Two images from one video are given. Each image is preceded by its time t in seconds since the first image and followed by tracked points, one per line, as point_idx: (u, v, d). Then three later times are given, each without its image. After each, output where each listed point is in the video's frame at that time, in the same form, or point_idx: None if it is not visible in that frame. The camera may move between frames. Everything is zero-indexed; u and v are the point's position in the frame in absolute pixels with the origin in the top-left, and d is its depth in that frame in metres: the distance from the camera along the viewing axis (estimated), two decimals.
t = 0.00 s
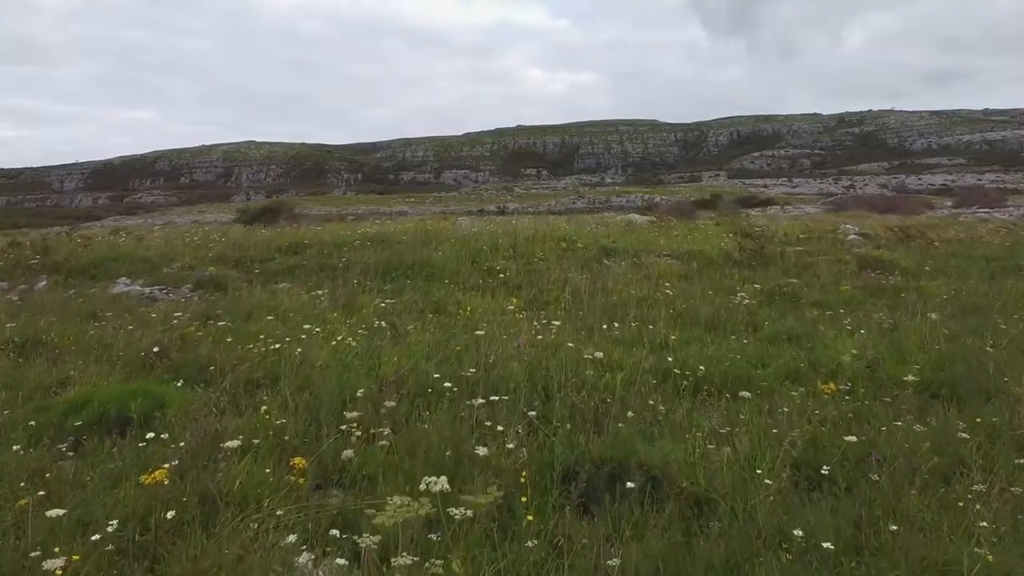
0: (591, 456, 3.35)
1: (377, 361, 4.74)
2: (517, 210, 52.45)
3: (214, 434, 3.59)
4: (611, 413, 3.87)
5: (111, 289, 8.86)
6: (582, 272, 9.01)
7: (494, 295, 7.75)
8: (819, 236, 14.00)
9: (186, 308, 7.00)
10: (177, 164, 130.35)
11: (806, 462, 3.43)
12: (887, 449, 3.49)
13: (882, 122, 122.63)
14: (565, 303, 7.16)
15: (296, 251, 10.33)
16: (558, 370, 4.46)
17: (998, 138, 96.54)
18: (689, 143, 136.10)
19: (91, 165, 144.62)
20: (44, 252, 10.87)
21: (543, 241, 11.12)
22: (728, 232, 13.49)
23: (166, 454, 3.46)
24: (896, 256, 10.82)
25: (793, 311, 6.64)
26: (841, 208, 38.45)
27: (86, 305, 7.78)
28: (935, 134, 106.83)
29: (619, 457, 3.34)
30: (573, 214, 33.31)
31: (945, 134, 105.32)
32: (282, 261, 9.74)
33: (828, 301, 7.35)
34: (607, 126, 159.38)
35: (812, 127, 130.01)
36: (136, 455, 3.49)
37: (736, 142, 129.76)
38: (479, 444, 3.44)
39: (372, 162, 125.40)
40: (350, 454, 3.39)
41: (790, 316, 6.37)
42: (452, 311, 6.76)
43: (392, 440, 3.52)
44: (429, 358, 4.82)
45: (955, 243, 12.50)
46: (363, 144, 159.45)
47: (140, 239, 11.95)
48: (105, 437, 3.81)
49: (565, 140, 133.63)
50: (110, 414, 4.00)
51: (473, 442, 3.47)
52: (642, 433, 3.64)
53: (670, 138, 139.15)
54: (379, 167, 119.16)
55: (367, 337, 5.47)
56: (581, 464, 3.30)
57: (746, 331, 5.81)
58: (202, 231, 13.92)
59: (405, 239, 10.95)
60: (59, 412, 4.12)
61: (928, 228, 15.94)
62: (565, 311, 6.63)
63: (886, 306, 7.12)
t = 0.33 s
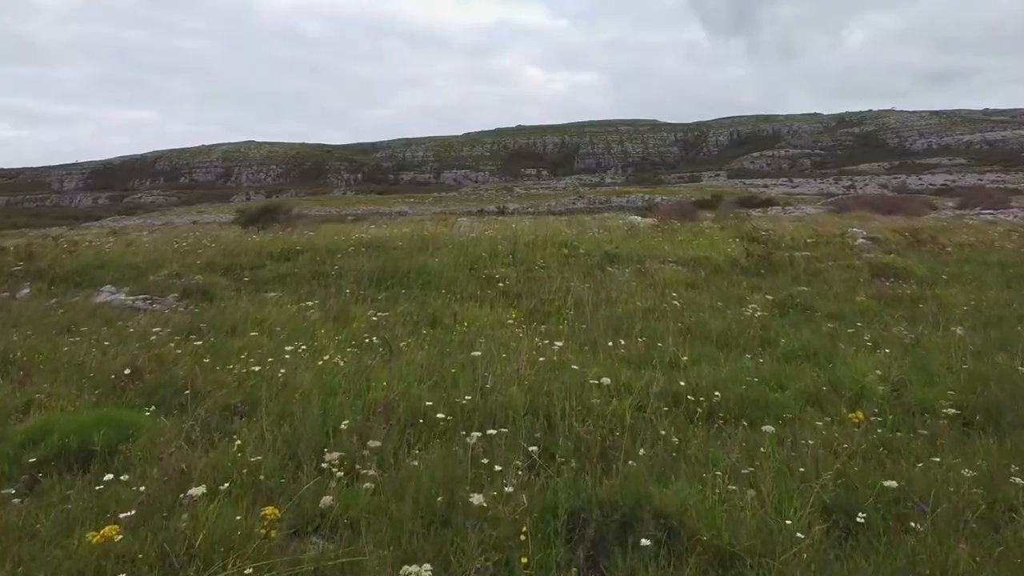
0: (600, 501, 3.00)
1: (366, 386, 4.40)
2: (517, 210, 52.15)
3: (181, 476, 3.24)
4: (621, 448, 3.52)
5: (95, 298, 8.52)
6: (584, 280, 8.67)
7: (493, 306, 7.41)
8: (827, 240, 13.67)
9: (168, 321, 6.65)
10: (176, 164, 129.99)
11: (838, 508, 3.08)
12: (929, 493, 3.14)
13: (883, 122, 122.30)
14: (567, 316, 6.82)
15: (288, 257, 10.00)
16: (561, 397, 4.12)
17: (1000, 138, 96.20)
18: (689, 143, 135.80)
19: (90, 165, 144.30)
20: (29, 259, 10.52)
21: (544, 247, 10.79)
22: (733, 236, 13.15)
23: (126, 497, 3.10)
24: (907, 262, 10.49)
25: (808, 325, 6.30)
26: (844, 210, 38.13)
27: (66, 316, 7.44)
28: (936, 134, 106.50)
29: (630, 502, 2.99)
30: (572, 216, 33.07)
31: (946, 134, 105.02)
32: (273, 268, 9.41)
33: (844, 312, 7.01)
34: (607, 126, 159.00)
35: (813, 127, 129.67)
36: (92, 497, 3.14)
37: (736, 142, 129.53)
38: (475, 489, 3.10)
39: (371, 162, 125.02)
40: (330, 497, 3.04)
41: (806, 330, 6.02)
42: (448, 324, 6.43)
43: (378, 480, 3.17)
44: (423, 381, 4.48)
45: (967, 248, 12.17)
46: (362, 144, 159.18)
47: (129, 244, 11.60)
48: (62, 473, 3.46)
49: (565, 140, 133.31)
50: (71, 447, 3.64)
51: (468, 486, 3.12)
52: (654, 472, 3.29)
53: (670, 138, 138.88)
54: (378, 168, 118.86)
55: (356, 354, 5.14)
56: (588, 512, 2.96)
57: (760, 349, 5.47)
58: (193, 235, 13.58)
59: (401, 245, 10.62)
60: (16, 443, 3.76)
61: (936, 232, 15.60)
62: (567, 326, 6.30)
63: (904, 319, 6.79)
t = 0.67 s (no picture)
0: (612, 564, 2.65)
1: (354, 418, 4.06)
2: (518, 210, 51.89)
3: (140, 533, 2.88)
4: (633, 495, 3.18)
5: (78, 309, 8.17)
6: (587, 291, 8.34)
7: (492, 320, 7.07)
8: (834, 245, 13.34)
9: (149, 337, 6.29)
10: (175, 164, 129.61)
11: (880, 571, 2.73)
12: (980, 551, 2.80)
13: (884, 122, 121.99)
14: (570, 332, 6.48)
15: (280, 265, 9.67)
16: (566, 432, 3.78)
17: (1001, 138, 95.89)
18: (689, 143, 135.50)
19: (89, 165, 143.95)
20: (12, 266, 10.18)
21: (545, 254, 10.46)
22: (739, 242, 12.82)
23: (78, 556, 2.74)
24: (920, 269, 10.17)
25: (825, 343, 5.96)
26: (847, 211, 37.84)
27: (45, 329, 7.08)
28: (937, 134, 106.22)
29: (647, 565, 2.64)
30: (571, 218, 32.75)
31: (947, 134, 104.73)
32: (264, 277, 9.07)
33: (860, 328, 6.68)
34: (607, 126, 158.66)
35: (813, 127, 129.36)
36: (39, 552, 2.78)
37: (736, 142, 129.22)
38: (471, 547, 2.75)
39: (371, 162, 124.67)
40: (308, 556, 2.69)
41: (824, 350, 5.68)
42: (444, 342, 6.10)
43: (362, 535, 2.82)
44: (415, 411, 4.15)
45: (979, 254, 11.84)
46: (362, 144, 158.82)
47: (117, 250, 11.25)
48: (13, 521, 3.10)
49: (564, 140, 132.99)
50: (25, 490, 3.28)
51: (463, 544, 2.77)
52: (671, 526, 2.95)
53: (670, 138, 138.59)
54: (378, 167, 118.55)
55: (345, 379, 4.80)
56: None
57: (776, 372, 5.12)
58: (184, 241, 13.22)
59: (397, 252, 10.29)
60: None
61: (944, 236, 15.29)
62: (571, 344, 5.96)
63: (924, 336, 6.45)
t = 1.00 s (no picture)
0: None
1: (340, 455, 3.72)
2: (518, 211, 51.58)
3: None
4: (647, 554, 2.84)
5: (59, 321, 7.83)
6: (590, 302, 8.02)
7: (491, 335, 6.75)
8: (842, 251, 13.02)
9: (128, 354, 5.95)
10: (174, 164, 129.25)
11: None
12: None
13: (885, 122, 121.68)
14: (574, 350, 6.15)
15: (273, 273, 9.34)
16: (571, 472, 3.44)
17: (1002, 139, 95.59)
18: (690, 144, 135.23)
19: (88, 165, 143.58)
20: None
21: (547, 261, 10.14)
22: (745, 248, 12.50)
23: None
24: (934, 277, 9.85)
25: (843, 362, 5.64)
26: (849, 212, 37.59)
27: (21, 343, 6.73)
28: (938, 134, 105.93)
29: None
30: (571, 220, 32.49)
31: (948, 134, 104.44)
32: (256, 287, 8.74)
33: (878, 345, 6.36)
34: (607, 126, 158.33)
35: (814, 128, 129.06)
36: None
37: (736, 143, 128.94)
38: None
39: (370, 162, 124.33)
40: None
41: (844, 371, 5.35)
42: (441, 360, 5.76)
43: None
44: (406, 446, 3.81)
45: (992, 261, 11.51)
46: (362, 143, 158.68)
47: (105, 258, 10.90)
48: None
49: (564, 140, 132.73)
50: None
51: None
52: None
53: (670, 139, 138.31)
54: (377, 168, 118.23)
55: (331, 406, 4.47)
56: None
57: (795, 398, 4.79)
58: (176, 246, 12.88)
59: (393, 259, 9.96)
60: None
61: (953, 240, 14.97)
62: (574, 363, 5.63)
63: (947, 353, 6.13)
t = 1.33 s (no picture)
0: None
1: (323, 498, 3.39)
2: (518, 212, 51.05)
3: None
4: None
5: (38, 333, 7.47)
6: (593, 314, 7.70)
7: (490, 352, 6.42)
8: (850, 256, 12.71)
9: (105, 373, 5.61)
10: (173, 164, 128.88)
11: None
12: None
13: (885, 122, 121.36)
14: (577, 371, 5.82)
15: (263, 282, 9.00)
16: (576, 520, 3.12)
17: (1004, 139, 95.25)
18: (690, 144, 134.94)
19: (88, 165, 143.38)
20: None
21: (548, 269, 9.81)
22: (751, 254, 12.18)
23: None
24: (947, 286, 9.53)
25: (864, 385, 5.31)
26: (852, 214, 37.30)
27: None
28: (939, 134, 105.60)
29: None
30: (571, 222, 32.17)
31: (950, 134, 104.11)
32: (245, 297, 8.40)
33: (899, 362, 6.02)
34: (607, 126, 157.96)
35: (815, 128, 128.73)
36: None
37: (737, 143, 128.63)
38: None
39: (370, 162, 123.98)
40: None
41: (866, 395, 5.03)
42: (436, 382, 5.44)
43: None
44: (396, 486, 3.47)
45: (1005, 268, 11.20)
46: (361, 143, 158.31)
47: (91, 265, 10.55)
48: None
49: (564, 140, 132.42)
50: None
51: None
52: None
53: (670, 139, 138.09)
54: (377, 168, 117.95)
55: (316, 436, 4.14)
56: None
57: (817, 429, 4.46)
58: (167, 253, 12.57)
59: (389, 267, 9.63)
60: None
61: (962, 245, 14.65)
62: (578, 386, 5.30)
63: (972, 372, 5.80)
